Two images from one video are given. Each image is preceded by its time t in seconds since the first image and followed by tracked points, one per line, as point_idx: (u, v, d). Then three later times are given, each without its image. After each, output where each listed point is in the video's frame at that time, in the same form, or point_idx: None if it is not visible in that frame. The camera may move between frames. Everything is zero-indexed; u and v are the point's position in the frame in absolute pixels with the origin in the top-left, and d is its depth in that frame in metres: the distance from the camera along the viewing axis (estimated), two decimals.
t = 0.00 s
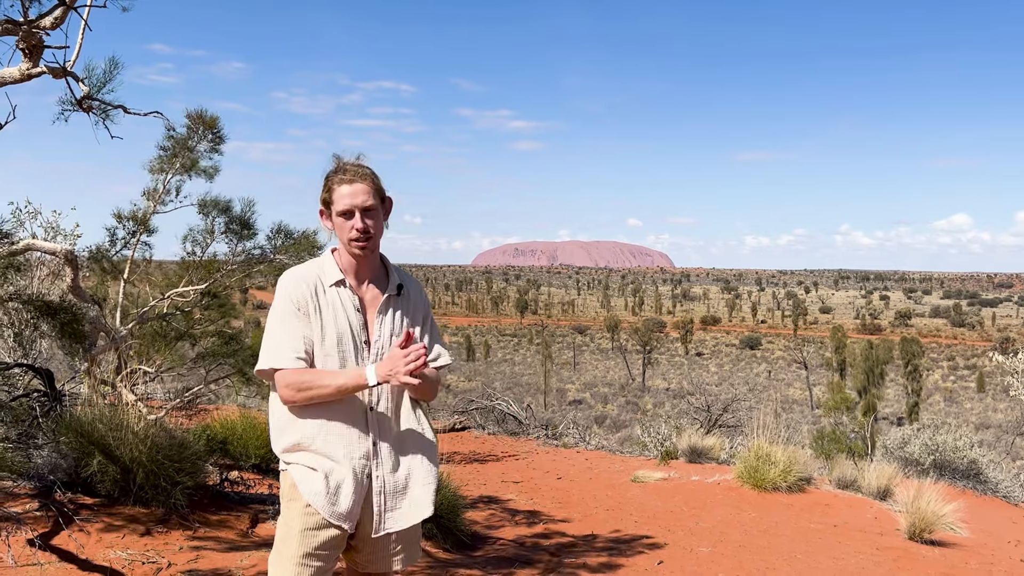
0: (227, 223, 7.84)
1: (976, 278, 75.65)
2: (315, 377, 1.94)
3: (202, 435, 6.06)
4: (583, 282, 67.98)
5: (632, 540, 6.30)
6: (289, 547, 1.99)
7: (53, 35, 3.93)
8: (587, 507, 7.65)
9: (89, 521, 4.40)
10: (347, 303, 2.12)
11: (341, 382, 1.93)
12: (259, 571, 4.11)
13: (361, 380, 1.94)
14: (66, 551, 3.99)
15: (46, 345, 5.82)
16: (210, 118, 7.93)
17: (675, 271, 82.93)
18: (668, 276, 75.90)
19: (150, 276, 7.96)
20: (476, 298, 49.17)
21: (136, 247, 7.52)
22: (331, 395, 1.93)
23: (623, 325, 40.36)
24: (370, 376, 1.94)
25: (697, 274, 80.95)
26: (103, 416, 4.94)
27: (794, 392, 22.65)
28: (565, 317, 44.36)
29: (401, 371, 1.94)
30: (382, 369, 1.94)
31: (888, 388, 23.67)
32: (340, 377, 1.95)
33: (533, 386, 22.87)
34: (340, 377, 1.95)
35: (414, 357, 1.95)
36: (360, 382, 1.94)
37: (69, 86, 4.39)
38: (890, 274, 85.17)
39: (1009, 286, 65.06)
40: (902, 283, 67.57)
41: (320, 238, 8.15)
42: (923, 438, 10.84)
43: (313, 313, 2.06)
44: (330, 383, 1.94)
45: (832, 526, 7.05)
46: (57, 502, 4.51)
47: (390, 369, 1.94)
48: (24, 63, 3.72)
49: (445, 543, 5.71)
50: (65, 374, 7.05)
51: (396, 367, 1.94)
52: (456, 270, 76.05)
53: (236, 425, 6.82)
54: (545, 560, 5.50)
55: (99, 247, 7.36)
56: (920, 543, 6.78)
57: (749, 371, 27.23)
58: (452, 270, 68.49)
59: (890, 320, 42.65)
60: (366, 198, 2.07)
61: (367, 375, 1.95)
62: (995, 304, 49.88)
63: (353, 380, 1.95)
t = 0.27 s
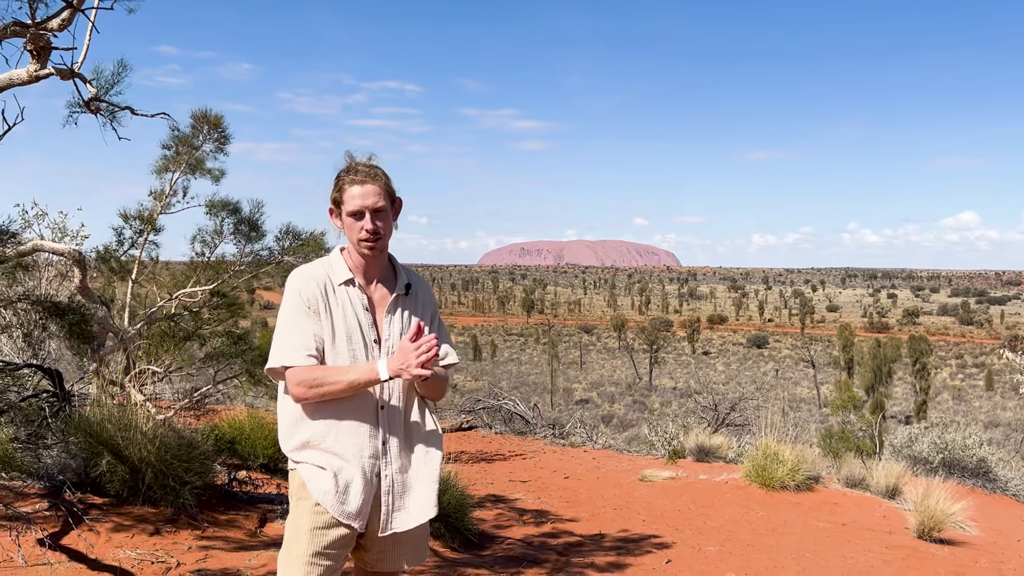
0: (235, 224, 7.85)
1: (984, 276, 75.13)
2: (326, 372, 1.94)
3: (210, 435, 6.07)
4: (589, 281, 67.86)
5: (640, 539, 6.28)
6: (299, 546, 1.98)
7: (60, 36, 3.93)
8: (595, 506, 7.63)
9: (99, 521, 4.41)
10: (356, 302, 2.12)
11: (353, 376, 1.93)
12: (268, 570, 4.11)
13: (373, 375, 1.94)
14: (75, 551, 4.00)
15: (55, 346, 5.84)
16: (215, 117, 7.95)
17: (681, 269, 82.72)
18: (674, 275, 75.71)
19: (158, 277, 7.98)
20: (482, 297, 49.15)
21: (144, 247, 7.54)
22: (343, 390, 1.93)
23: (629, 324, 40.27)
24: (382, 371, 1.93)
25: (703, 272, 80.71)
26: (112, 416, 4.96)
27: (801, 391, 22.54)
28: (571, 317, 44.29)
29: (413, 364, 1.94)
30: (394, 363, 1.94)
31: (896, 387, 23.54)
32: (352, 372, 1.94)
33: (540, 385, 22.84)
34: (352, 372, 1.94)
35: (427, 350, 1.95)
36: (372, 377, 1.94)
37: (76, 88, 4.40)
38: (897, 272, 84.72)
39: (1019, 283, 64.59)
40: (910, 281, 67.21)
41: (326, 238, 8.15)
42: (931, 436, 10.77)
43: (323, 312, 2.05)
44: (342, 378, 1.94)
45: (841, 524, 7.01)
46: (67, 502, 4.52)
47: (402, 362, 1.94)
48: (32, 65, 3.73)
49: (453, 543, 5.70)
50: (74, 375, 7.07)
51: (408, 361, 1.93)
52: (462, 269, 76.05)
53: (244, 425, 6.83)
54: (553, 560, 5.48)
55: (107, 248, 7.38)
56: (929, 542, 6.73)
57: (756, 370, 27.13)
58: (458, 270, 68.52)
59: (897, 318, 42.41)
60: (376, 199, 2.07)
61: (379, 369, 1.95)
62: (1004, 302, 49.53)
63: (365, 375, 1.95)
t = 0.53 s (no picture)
0: (245, 225, 7.88)
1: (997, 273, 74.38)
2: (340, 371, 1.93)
3: (222, 436, 6.09)
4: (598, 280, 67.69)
5: (652, 539, 6.24)
6: (313, 547, 1.97)
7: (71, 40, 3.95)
8: (606, 506, 7.60)
9: (112, 522, 4.43)
10: (368, 302, 2.10)
11: (367, 374, 1.92)
12: (279, 571, 4.11)
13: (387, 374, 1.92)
14: (89, 551, 4.01)
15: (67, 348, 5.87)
16: (225, 119, 7.97)
17: (691, 268, 82.41)
18: (684, 273, 75.43)
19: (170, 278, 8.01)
20: (491, 297, 49.15)
21: (155, 249, 7.58)
22: (357, 389, 1.91)
23: (638, 323, 40.13)
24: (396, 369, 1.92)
25: (713, 271, 80.37)
26: (125, 417, 4.97)
27: (812, 389, 22.39)
28: (581, 316, 44.22)
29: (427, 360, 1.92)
30: (407, 361, 1.92)
31: (908, 385, 23.35)
32: (366, 371, 1.93)
33: (550, 384, 22.80)
34: (367, 370, 1.93)
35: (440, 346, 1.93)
36: (387, 376, 1.92)
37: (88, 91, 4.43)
38: (909, 269, 84.05)
39: None
40: (921, 279, 66.65)
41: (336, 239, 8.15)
42: (944, 435, 10.67)
43: (335, 312, 2.04)
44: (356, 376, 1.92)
45: (853, 524, 6.94)
46: (80, 502, 4.54)
47: (415, 359, 1.92)
48: (44, 69, 3.74)
49: (464, 543, 5.69)
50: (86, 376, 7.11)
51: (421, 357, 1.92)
52: (471, 269, 76.07)
53: (256, 425, 6.85)
54: (563, 560, 5.46)
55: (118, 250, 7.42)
56: (943, 541, 6.66)
57: (766, 368, 26.98)
58: (467, 269, 68.55)
59: (908, 316, 42.07)
60: (390, 198, 2.06)
61: (393, 367, 1.93)
62: (1017, 299, 49.02)
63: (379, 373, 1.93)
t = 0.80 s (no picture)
0: (257, 226, 7.90)
1: (1012, 270, 73.49)
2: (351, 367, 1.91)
3: (234, 436, 6.11)
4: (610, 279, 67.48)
5: (664, 540, 6.20)
6: (326, 549, 1.95)
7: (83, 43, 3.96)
8: (618, 506, 7.56)
9: (126, 522, 4.45)
10: (381, 300, 2.09)
11: (378, 370, 1.90)
12: (292, 571, 4.12)
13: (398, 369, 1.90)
14: (103, 552, 4.03)
15: (81, 349, 5.90)
16: (239, 121, 7.98)
17: (702, 266, 82.02)
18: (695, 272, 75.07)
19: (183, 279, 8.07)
20: (503, 296, 49.13)
21: (168, 251, 7.62)
22: (368, 386, 1.89)
23: (650, 322, 39.98)
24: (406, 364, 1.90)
25: (725, 269, 79.95)
26: (138, 419, 5.00)
27: (825, 388, 22.21)
28: (592, 315, 44.11)
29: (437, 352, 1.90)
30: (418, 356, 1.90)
31: (921, 383, 23.11)
32: (377, 367, 1.91)
33: (561, 384, 22.75)
34: (378, 365, 1.91)
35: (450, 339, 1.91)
36: (398, 371, 1.90)
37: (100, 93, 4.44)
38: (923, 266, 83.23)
39: None
40: (935, 276, 65.96)
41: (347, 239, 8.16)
42: (959, 434, 10.54)
43: (347, 310, 2.02)
44: (368, 372, 1.90)
45: (868, 524, 6.86)
46: (95, 503, 4.57)
47: (426, 352, 1.90)
48: (57, 72, 3.76)
49: (476, 543, 5.68)
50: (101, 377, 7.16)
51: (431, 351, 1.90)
52: (482, 269, 76.09)
53: (268, 425, 6.87)
54: (575, 560, 5.43)
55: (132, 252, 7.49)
56: (958, 541, 6.56)
57: (779, 367, 26.79)
58: (478, 269, 68.57)
59: (922, 314, 41.65)
60: (404, 194, 2.05)
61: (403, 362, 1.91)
62: None
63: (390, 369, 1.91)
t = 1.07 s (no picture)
0: (269, 227, 7.92)
1: None
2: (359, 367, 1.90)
3: (247, 436, 6.13)
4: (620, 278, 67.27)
5: (676, 540, 6.15)
6: (338, 550, 1.94)
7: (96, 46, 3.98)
8: (630, 506, 7.52)
9: (140, 523, 4.47)
10: (391, 301, 2.07)
11: (386, 369, 1.88)
12: (304, 571, 4.11)
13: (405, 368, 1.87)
14: (117, 552, 4.05)
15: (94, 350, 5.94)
16: (250, 123, 8.01)
17: (714, 265, 81.61)
18: (707, 271, 74.70)
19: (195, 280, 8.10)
20: (514, 296, 49.10)
21: (180, 252, 7.66)
22: (376, 384, 1.87)
23: (661, 321, 39.81)
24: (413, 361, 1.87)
25: (737, 268, 79.52)
26: (151, 420, 5.02)
27: (838, 387, 22.02)
28: (603, 314, 43.99)
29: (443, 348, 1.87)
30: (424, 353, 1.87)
31: (935, 381, 22.88)
32: (385, 366, 1.89)
33: (572, 383, 22.69)
34: (385, 365, 1.89)
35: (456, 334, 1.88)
36: (405, 369, 1.88)
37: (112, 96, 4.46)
38: (936, 264, 82.41)
39: None
40: (949, 274, 65.28)
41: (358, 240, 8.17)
42: (973, 433, 10.41)
43: (357, 311, 2.01)
44: (375, 372, 1.88)
45: (882, 524, 6.78)
46: (109, 504, 4.59)
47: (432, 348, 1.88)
48: (69, 75, 3.77)
49: (488, 543, 5.66)
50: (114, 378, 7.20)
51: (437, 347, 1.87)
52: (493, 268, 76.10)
53: (280, 426, 6.89)
54: (586, 561, 5.40)
55: (145, 254, 7.53)
56: (973, 541, 6.47)
57: (791, 366, 26.60)
58: (489, 269, 68.57)
59: (936, 312, 41.23)
60: (418, 193, 2.03)
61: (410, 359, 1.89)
62: None
63: (398, 368, 1.89)
